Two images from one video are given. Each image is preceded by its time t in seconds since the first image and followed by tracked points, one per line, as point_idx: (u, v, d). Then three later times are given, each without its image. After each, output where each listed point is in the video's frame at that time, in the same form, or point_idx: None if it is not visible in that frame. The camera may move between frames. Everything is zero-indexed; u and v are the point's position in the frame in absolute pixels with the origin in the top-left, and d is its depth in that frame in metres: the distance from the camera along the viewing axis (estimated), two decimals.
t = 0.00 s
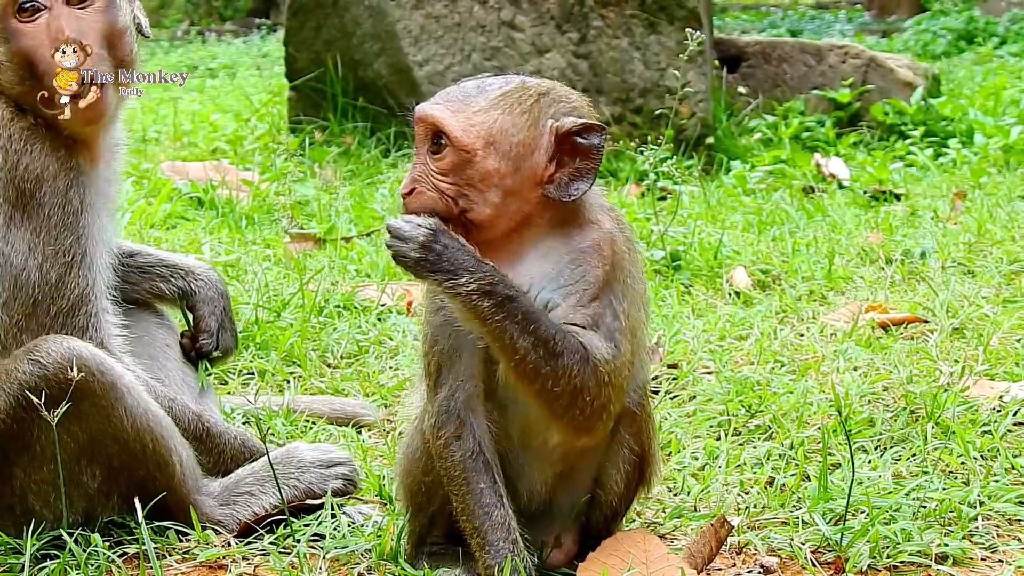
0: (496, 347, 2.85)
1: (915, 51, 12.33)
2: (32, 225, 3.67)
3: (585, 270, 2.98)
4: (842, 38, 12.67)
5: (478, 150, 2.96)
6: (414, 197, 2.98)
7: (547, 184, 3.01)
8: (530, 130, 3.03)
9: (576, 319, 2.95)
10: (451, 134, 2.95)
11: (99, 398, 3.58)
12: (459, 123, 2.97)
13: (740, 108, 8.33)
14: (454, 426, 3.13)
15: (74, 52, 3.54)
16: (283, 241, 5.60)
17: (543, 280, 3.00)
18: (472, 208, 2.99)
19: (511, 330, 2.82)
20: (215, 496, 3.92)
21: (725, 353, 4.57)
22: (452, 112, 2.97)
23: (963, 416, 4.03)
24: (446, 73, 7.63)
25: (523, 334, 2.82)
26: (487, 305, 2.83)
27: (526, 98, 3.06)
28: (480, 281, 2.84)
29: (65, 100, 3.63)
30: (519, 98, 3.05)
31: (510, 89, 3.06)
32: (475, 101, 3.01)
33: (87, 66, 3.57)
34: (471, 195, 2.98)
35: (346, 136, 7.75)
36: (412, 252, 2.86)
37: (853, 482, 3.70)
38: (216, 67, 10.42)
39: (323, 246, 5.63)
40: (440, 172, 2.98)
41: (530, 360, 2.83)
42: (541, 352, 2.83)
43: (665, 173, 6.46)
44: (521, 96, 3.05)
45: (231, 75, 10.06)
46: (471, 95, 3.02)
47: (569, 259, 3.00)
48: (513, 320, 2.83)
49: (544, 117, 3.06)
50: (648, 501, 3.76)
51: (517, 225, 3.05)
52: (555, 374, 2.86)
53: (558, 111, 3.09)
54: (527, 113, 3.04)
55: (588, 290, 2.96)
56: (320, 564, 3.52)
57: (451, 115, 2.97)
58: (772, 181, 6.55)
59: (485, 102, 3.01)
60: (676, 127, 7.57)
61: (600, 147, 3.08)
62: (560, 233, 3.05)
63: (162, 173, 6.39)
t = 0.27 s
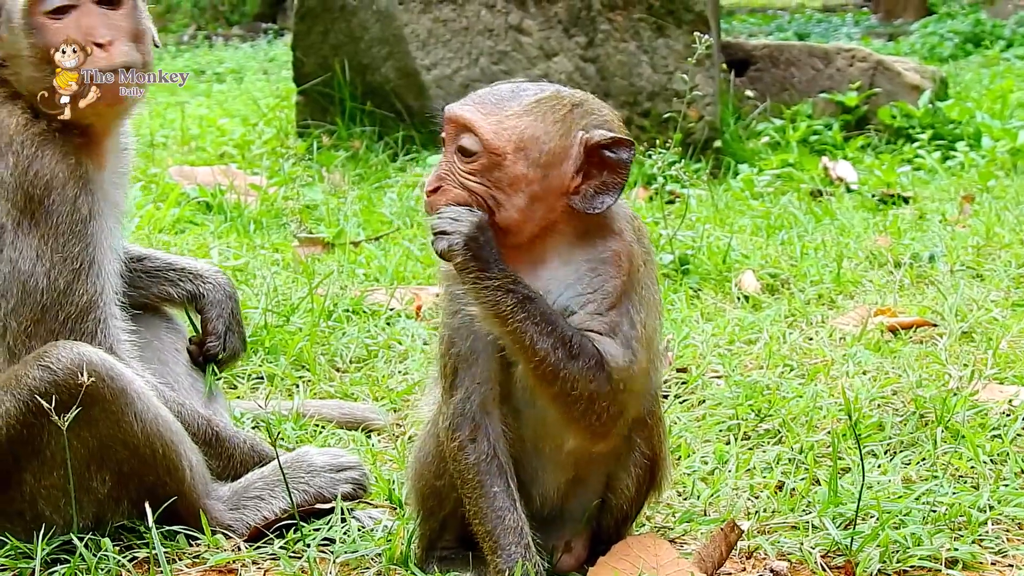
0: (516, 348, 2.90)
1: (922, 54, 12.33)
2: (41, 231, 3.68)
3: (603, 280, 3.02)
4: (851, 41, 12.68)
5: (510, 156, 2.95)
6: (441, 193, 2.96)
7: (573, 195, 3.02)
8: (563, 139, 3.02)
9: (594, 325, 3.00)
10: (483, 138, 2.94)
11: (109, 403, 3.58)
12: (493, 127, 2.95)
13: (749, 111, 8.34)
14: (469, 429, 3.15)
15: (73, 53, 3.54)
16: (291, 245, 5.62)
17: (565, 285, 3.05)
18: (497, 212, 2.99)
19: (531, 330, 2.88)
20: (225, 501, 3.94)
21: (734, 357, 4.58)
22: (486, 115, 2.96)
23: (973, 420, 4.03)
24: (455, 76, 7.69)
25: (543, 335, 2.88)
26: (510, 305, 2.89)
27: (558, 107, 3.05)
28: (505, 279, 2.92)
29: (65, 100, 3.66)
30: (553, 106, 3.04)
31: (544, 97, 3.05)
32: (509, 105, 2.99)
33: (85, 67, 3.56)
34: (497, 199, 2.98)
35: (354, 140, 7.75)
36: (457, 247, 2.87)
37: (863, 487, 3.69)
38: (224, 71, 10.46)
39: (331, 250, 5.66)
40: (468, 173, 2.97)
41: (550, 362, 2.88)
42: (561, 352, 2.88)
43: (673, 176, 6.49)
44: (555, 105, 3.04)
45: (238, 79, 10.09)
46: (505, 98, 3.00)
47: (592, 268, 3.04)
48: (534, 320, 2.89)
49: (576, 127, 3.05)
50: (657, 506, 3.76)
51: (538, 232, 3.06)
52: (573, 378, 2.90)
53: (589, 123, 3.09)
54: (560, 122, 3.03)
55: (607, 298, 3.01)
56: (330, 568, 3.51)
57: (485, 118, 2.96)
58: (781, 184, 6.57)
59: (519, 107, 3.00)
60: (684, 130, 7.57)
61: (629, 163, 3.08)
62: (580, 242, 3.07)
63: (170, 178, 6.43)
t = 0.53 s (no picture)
0: (529, 354, 2.85)
1: (926, 62, 12.38)
2: (65, 236, 3.65)
3: (608, 280, 3.04)
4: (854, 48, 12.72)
5: (534, 158, 2.95)
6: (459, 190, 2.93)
7: (588, 203, 3.03)
8: (585, 145, 3.03)
9: (605, 325, 3.00)
10: (507, 137, 2.93)
11: (118, 407, 3.56)
12: (517, 127, 2.94)
13: (753, 118, 8.36)
14: (477, 433, 3.13)
15: (74, 52, 3.68)
16: (297, 251, 5.65)
17: (575, 284, 3.06)
18: (513, 213, 2.98)
19: (546, 336, 2.83)
20: (234, 506, 3.92)
21: (741, 363, 4.59)
22: (511, 115, 2.96)
23: (981, 425, 4.04)
24: (460, 83, 7.68)
25: (558, 339, 2.84)
26: (523, 311, 2.84)
27: (582, 116, 3.06)
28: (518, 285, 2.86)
29: (65, 100, 3.72)
30: (578, 114, 3.05)
31: (570, 104, 3.06)
32: (534, 108, 3.00)
33: (86, 67, 3.68)
34: (515, 199, 2.97)
35: (360, 146, 7.77)
36: (473, 256, 2.82)
37: (872, 492, 3.68)
38: (228, 78, 10.49)
39: (337, 256, 5.68)
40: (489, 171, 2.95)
41: (564, 366, 2.84)
42: (575, 356, 2.84)
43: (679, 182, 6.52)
44: (579, 113, 3.05)
45: (243, 85, 10.13)
46: (532, 101, 3.01)
47: (602, 266, 3.05)
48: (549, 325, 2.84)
49: (598, 137, 3.07)
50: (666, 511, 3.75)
51: (550, 236, 3.06)
52: (587, 382, 2.86)
53: (609, 135, 3.11)
54: (582, 129, 3.04)
55: (615, 296, 3.02)
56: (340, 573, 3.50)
57: (508, 118, 2.96)
58: (786, 191, 6.59)
59: (547, 111, 3.01)
60: (689, 137, 7.60)
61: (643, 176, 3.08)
62: (592, 249, 3.07)
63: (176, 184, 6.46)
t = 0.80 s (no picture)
0: (554, 356, 2.87)
1: (935, 64, 12.38)
2: (82, 241, 3.66)
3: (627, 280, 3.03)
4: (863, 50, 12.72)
5: (532, 166, 2.96)
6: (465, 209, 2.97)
7: (596, 202, 3.03)
8: (584, 146, 3.02)
9: (623, 330, 3.00)
10: (505, 148, 2.94)
11: (127, 412, 3.51)
12: (513, 138, 2.95)
13: (761, 120, 8.37)
14: (488, 435, 3.14)
15: (74, 53, 3.80)
16: (306, 255, 5.68)
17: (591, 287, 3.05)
18: (522, 222, 3.00)
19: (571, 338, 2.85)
20: (244, 509, 3.90)
21: (750, 365, 4.60)
22: (506, 126, 2.96)
23: (991, 427, 4.04)
24: (468, 86, 7.75)
25: (581, 342, 2.85)
26: (551, 312, 2.86)
27: (579, 116, 3.05)
28: (545, 288, 2.88)
29: (65, 100, 3.77)
30: (574, 115, 3.04)
31: (564, 105, 3.05)
32: (529, 115, 3.00)
33: (87, 66, 3.80)
34: (522, 209, 2.99)
35: (368, 149, 7.78)
36: (505, 262, 2.84)
37: (881, 493, 3.67)
38: (236, 82, 10.53)
39: (346, 260, 5.71)
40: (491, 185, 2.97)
41: (588, 369, 2.86)
42: (598, 359, 2.86)
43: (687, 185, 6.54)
44: (574, 113, 3.04)
45: (251, 89, 10.17)
46: (527, 108, 3.01)
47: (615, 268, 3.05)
48: (574, 328, 2.85)
49: (598, 134, 3.06)
50: (675, 513, 3.74)
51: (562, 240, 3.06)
52: (609, 386, 2.89)
53: (609, 130, 3.10)
54: (580, 130, 3.04)
55: (633, 303, 3.02)
56: None
57: (504, 129, 2.96)
58: (794, 194, 6.61)
59: (541, 116, 3.00)
60: (697, 140, 7.61)
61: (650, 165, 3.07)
62: (605, 249, 3.08)
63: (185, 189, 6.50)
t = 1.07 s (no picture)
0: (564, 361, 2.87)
1: (942, 66, 12.37)
2: (91, 242, 3.67)
3: (639, 286, 3.02)
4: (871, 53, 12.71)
5: (540, 172, 2.96)
6: (472, 214, 2.97)
7: (604, 208, 3.02)
8: (590, 152, 3.02)
9: (634, 335, 2.99)
10: (511, 154, 2.93)
11: (135, 412, 3.52)
12: (519, 144, 2.94)
13: (768, 122, 8.37)
14: (495, 436, 3.15)
15: (74, 53, 3.84)
16: (313, 256, 5.69)
17: (601, 292, 3.04)
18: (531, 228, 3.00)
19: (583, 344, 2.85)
20: (251, 509, 3.90)
21: (757, 365, 4.60)
22: (512, 132, 2.95)
23: (998, 427, 4.03)
24: (475, 88, 7.77)
25: (593, 347, 2.85)
26: (564, 316, 2.86)
27: (585, 121, 3.04)
28: (559, 292, 2.88)
29: (65, 100, 3.78)
30: (579, 120, 3.03)
31: (569, 111, 3.04)
32: (535, 121, 2.99)
33: (86, 67, 3.84)
34: (529, 215, 2.99)
35: (376, 151, 7.81)
36: (513, 267, 2.85)
37: (888, 493, 3.67)
38: (244, 85, 10.56)
39: (354, 261, 5.72)
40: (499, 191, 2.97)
41: (599, 374, 2.86)
42: (609, 364, 2.87)
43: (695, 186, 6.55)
44: (580, 118, 3.03)
45: (259, 92, 10.20)
46: (532, 113, 3.00)
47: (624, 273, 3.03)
48: (584, 334, 2.85)
49: (604, 139, 3.06)
50: (682, 513, 3.74)
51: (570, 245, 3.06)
52: (620, 393, 2.89)
53: (616, 135, 3.09)
54: (586, 136, 3.03)
55: (644, 307, 3.01)
56: None
57: (510, 134, 2.95)
58: (802, 195, 6.61)
59: (547, 122, 2.99)
60: (705, 141, 7.60)
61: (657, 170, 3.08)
62: (614, 254, 3.07)
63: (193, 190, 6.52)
